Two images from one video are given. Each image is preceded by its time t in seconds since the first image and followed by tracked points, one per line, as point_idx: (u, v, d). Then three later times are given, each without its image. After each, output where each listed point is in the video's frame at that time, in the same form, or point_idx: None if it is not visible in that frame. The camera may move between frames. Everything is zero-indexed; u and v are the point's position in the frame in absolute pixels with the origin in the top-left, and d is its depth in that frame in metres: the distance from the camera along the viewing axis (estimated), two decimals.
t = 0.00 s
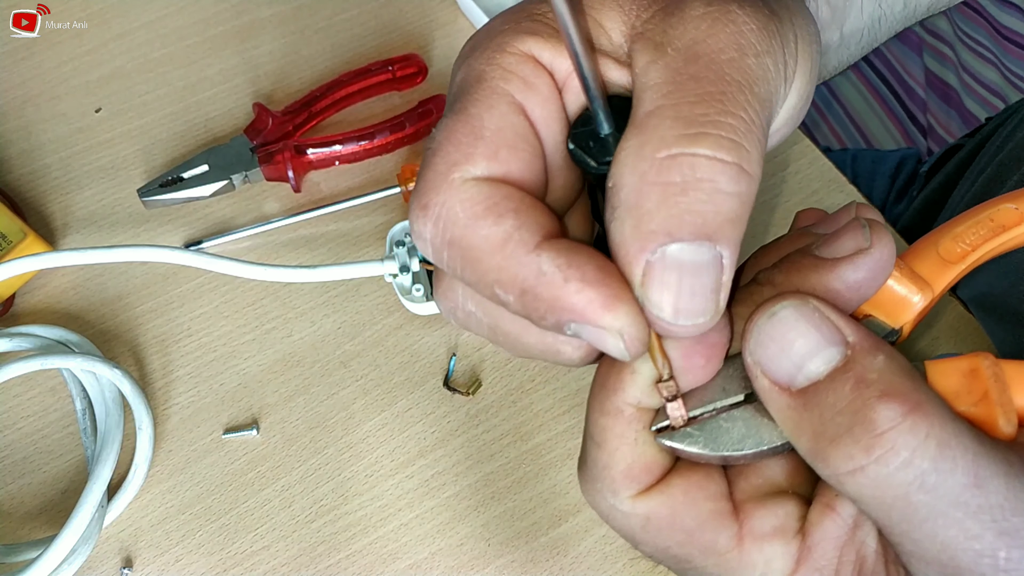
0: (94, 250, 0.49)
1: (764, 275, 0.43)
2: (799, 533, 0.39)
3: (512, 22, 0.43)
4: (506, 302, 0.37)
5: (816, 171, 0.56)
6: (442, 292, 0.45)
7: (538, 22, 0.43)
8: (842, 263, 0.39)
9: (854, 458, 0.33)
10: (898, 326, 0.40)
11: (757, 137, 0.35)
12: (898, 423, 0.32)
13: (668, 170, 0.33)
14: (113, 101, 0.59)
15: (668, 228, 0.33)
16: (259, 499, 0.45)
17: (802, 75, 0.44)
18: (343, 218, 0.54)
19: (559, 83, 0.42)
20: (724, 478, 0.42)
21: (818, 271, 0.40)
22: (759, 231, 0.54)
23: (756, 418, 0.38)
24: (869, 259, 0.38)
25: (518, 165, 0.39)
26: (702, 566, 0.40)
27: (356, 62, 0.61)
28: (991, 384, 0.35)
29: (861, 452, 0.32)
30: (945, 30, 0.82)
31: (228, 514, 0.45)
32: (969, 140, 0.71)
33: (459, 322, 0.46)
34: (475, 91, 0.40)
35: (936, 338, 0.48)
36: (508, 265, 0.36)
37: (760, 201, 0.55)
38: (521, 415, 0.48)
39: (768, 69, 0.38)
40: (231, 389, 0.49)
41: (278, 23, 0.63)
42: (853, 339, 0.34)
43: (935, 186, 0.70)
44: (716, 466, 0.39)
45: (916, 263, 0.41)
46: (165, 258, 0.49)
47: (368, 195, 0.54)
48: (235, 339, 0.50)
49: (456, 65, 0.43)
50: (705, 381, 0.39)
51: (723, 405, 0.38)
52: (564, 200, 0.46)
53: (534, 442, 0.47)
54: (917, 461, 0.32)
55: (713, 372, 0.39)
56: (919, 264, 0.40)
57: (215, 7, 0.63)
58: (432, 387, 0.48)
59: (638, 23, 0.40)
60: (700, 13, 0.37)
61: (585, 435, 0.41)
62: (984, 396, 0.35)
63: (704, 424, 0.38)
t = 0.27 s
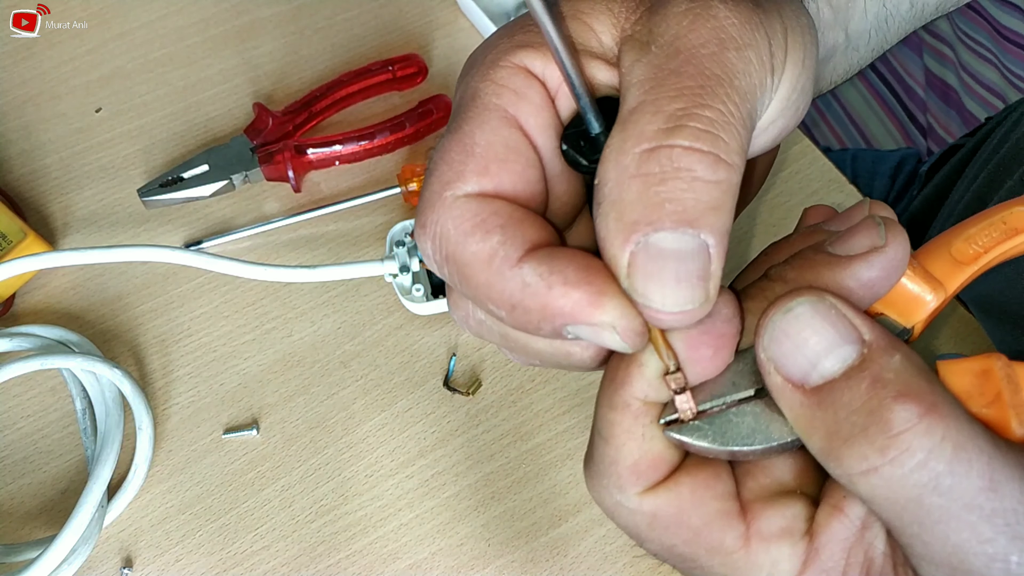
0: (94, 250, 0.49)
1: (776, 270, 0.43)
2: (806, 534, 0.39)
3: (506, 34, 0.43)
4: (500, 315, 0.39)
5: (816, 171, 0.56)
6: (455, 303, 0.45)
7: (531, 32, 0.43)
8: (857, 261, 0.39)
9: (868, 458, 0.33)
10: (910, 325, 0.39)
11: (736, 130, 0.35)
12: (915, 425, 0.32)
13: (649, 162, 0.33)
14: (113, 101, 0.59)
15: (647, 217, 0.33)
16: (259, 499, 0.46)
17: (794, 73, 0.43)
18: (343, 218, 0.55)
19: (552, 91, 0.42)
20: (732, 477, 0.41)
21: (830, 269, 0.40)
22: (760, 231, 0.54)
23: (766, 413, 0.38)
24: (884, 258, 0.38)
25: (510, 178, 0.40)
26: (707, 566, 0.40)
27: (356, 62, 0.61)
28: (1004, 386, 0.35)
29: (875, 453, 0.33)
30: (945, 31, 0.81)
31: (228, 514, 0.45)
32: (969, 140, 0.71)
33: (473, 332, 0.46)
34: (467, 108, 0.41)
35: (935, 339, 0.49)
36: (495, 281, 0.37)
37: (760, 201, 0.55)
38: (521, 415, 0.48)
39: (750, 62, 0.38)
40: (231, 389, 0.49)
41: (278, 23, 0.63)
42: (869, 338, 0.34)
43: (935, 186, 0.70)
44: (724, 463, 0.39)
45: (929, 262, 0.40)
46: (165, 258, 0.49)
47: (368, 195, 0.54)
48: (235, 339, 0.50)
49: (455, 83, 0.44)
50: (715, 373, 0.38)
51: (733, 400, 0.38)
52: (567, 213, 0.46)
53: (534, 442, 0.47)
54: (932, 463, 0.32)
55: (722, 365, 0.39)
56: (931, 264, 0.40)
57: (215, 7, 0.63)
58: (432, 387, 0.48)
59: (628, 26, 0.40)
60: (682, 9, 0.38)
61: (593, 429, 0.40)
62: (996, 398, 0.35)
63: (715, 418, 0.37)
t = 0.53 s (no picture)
0: (94, 250, 0.49)
1: (778, 276, 0.43)
2: (809, 543, 0.39)
3: (510, 35, 0.43)
4: (502, 320, 0.39)
5: (816, 171, 0.56)
6: (454, 306, 0.45)
7: (535, 34, 0.43)
8: (859, 268, 0.39)
9: (874, 466, 0.33)
10: (913, 331, 0.40)
11: (743, 138, 0.35)
12: (920, 432, 0.32)
13: (656, 170, 0.33)
14: (113, 101, 0.59)
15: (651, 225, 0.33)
16: (259, 499, 0.45)
17: (802, 78, 0.43)
18: (344, 218, 0.54)
19: (556, 94, 0.42)
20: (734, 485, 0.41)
21: (833, 276, 0.40)
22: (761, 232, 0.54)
23: (768, 422, 0.38)
24: (886, 265, 0.38)
25: (513, 180, 0.40)
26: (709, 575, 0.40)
27: (357, 62, 0.61)
28: (1007, 394, 0.34)
29: (881, 461, 0.32)
30: (945, 30, 0.82)
31: (228, 514, 0.45)
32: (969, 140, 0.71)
33: (473, 335, 0.46)
34: (469, 110, 0.41)
35: (935, 339, 0.49)
36: (497, 285, 0.37)
37: (761, 201, 0.55)
38: (521, 415, 0.48)
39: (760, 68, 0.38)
40: (231, 389, 0.49)
41: (278, 23, 0.63)
42: (873, 345, 0.34)
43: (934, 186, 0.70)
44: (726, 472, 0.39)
45: (930, 266, 0.40)
46: (165, 257, 0.49)
47: (368, 195, 0.54)
48: (235, 339, 0.50)
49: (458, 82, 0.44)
50: (717, 383, 0.38)
51: (735, 409, 0.38)
52: (568, 217, 0.46)
53: (534, 442, 0.47)
54: (938, 471, 0.31)
55: (724, 375, 0.39)
56: (932, 268, 0.40)
57: (216, 7, 0.63)
58: (432, 387, 0.48)
59: (634, 28, 0.40)
60: (691, 12, 0.38)
61: (593, 437, 0.40)
62: (1000, 405, 0.34)
63: (717, 428, 0.38)
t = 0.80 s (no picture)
0: (95, 250, 0.49)
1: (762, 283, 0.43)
2: (796, 541, 0.39)
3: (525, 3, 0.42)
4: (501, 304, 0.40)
5: (815, 171, 0.56)
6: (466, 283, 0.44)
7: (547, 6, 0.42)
8: (838, 272, 0.39)
9: (854, 461, 0.32)
10: (893, 333, 0.40)
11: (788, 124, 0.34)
12: (897, 425, 0.31)
13: (706, 138, 0.32)
14: (113, 101, 0.59)
15: (686, 187, 0.31)
16: (259, 499, 0.46)
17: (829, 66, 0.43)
18: (343, 218, 0.55)
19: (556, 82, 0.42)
20: (721, 486, 0.42)
21: (814, 281, 0.40)
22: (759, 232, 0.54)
23: (752, 425, 0.38)
24: (865, 268, 0.38)
25: (520, 133, 0.41)
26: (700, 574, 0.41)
27: (356, 62, 0.61)
28: (986, 391, 0.35)
29: (861, 455, 0.32)
30: (945, 30, 0.79)
31: (228, 514, 0.45)
32: (970, 140, 0.70)
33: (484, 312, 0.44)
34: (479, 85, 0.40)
35: (935, 339, 0.49)
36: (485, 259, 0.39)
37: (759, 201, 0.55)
38: (521, 415, 0.48)
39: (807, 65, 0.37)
40: (231, 389, 0.49)
41: (278, 23, 0.63)
42: (852, 343, 0.34)
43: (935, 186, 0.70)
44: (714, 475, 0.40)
45: (910, 271, 0.40)
46: (164, 257, 0.49)
47: (367, 195, 0.54)
48: (235, 340, 0.50)
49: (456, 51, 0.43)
50: (703, 388, 0.38)
51: (719, 414, 0.38)
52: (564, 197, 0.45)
53: (534, 442, 0.47)
54: (917, 463, 0.31)
55: (710, 380, 0.39)
56: (912, 272, 0.40)
57: (216, 8, 0.64)
58: (432, 387, 0.49)
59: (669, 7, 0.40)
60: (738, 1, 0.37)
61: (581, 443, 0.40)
62: (979, 403, 0.35)
63: (701, 433, 0.38)
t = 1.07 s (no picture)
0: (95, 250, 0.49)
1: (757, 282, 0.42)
2: (815, 537, 0.39)
3: None
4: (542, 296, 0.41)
5: (815, 170, 0.56)
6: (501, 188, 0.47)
7: None
8: (837, 267, 0.39)
9: (871, 451, 0.33)
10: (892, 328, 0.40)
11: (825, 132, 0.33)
12: (912, 413, 0.32)
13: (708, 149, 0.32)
14: (113, 101, 0.59)
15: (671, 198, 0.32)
16: (259, 499, 0.45)
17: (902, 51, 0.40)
18: (343, 218, 0.55)
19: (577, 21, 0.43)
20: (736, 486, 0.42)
21: (813, 275, 0.40)
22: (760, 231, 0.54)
23: (763, 420, 0.38)
24: (862, 262, 0.39)
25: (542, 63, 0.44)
26: None
27: (356, 62, 0.61)
28: (990, 377, 0.35)
29: (877, 445, 0.33)
30: (945, 31, 0.79)
31: (228, 514, 0.45)
32: (970, 140, 0.70)
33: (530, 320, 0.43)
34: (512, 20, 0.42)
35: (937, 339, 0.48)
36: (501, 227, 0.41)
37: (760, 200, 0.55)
38: (521, 415, 0.48)
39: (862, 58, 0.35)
40: (231, 389, 0.49)
41: (278, 23, 0.63)
42: (857, 333, 0.35)
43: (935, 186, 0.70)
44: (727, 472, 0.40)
45: (903, 268, 0.41)
46: (164, 257, 0.49)
47: (368, 195, 0.54)
48: (235, 340, 0.50)
49: None
50: (711, 382, 0.39)
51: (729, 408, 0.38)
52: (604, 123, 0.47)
53: (534, 442, 0.47)
54: (932, 450, 0.32)
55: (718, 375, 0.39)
56: (906, 269, 0.41)
57: (216, 7, 0.64)
58: (432, 387, 0.49)
59: None
60: None
61: (592, 446, 0.41)
62: (985, 389, 0.35)
63: (715, 428, 0.38)
